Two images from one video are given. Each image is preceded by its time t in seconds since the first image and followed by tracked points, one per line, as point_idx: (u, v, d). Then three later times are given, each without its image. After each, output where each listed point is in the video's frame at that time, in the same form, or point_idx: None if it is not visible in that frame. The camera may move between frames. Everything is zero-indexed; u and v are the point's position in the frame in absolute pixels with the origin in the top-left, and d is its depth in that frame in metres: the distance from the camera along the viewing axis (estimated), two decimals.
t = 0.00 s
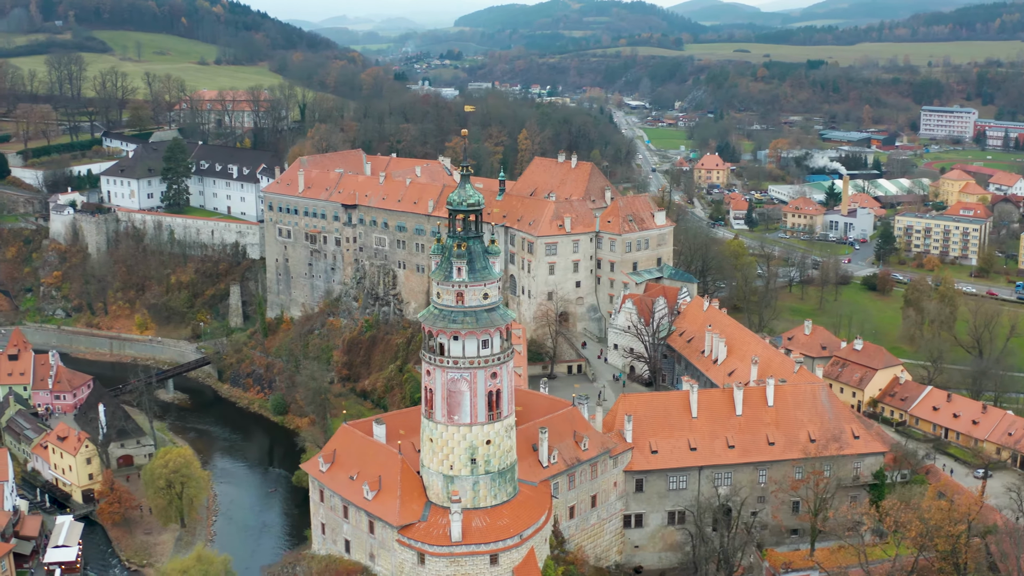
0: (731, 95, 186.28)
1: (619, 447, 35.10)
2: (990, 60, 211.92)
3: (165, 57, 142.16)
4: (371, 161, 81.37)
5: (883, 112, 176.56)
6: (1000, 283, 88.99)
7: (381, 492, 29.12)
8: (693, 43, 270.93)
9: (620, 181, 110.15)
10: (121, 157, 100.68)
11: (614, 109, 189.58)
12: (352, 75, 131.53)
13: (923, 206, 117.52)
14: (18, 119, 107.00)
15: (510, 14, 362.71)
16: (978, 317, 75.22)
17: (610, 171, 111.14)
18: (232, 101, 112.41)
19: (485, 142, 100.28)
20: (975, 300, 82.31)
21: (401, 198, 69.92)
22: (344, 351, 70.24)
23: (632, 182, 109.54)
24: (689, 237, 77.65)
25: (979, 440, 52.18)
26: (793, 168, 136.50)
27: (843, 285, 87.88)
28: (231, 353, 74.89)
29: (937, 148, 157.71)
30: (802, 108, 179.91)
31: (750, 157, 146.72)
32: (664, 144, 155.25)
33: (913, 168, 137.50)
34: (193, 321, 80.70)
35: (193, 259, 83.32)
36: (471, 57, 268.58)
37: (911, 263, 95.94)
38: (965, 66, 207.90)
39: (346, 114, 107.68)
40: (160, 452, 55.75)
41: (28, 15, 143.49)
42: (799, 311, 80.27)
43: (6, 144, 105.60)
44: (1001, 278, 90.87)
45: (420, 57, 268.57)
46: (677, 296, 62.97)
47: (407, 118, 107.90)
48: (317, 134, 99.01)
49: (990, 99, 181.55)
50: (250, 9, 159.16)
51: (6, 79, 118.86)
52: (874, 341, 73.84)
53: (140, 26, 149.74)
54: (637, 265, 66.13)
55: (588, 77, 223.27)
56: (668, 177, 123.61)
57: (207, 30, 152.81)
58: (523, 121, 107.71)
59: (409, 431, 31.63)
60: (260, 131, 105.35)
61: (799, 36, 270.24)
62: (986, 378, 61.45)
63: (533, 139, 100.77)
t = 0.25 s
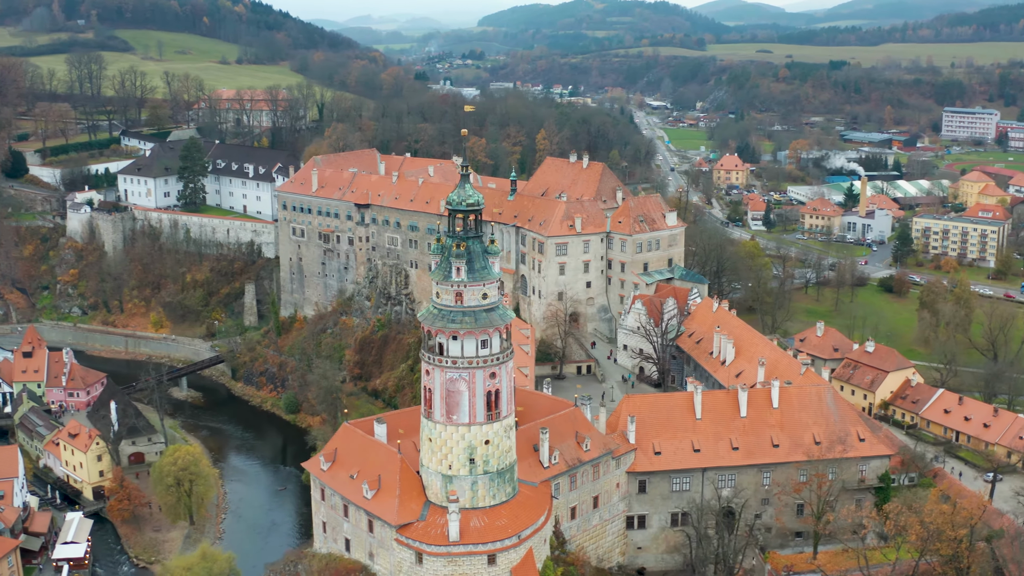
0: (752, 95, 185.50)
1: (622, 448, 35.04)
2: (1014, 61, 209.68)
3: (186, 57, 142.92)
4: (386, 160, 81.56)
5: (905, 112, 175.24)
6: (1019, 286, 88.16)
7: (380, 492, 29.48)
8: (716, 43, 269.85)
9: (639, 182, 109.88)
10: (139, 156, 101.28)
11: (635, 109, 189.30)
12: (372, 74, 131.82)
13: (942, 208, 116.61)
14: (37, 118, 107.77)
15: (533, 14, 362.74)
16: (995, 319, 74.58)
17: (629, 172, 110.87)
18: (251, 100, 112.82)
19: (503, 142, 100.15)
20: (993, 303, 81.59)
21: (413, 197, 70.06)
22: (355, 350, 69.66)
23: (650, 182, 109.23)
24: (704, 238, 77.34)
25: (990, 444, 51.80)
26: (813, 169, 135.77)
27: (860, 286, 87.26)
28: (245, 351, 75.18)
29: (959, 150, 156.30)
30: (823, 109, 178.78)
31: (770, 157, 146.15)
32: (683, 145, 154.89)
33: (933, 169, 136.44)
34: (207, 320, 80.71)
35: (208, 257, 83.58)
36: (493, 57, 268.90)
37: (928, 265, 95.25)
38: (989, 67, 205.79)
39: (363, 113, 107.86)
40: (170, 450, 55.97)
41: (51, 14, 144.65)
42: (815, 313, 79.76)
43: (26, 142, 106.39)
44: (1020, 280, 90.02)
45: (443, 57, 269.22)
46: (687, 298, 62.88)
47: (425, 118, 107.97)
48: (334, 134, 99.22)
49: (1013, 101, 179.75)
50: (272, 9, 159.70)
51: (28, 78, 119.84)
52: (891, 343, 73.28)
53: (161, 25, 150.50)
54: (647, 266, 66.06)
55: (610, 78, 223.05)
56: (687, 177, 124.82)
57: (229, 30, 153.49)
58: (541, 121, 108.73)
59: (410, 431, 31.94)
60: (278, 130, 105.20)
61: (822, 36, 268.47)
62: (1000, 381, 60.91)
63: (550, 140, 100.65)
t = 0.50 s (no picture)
0: (771, 96, 184.63)
1: (625, 448, 35.02)
2: None
3: (206, 56, 143.59)
4: (399, 160, 81.71)
5: (925, 113, 173.78)
6: None
7: (379, 491, 29.71)
8: (737, 43, 268.68)
9: (655, 183, 109.69)
10: (155, 154, 101.82)
11: (654, 109, 188.99)
12: (390, 74, 132.00)
13: (959, 209, 115.77)
14: (54, 117, 108.44)
15: (555, 14, 362.65)
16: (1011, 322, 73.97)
17: (646, 173, 110.52)
18: (268, 100, 113.18)
19: (519, 142, 100.13)
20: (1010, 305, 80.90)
21: (424, 197, 70.19)
22: (367, 349, 69.55)
23: (667, 183, 109.03)
24: (717, 239, 76.97)
25: (1000, 447, 51.44)
26: (831, 170, 135.09)
27: (875, 288, 86.71)
28: (258, 350, 75.32)
29: (979, 151, 154.95)
30: (843, 109, 177.60)
31: (788, 158, 145.58)
32: (702, 145, 154.55)
33: (951, 170, 135.41)
34: (221, 319, 80.85)
35: (222, 256, 83.86)
36: (514, 57, 269.06)
37: (945, 267, 94.57)
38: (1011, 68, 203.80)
39: (379, 113, 108.03)
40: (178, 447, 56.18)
41: (71, 13, 145.69)
42: (829, 314, 79.31)
43: (43, 141, 107.08)
44: None
45: (464, 57, 269.66)
46: (696, 299, 62.71)
47: (442, 118, 108.05)
48: (349, 133, 99.38)
49: None
50: (292, 9, 160.13)
51: (47, 78, 120.73)
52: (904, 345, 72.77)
53: (181, 25, 151.21)
54: (657, 267, 65.94)
55: (630, 78, 222.81)
56: (705, 177, 125.75)
57: (248, 29, 154.06)
58: (558, 122, 108.99)
59: (410, 429, 32.13)
60: (294, 129, 105.08)
61: (844, 36, 266.72)
62: (1013, 384, 60.42)
63: (566, 140, 100.50)
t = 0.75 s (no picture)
0: (792, 96, 183.53)
1: (628, 449, 34.99)
2: None
3: (227, 55, 144.28)
4: (413, 159, 81.85)
5: (947, 114, 171.94)
6: None
7: (379, 490, 30.02)
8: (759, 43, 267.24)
9: (673, 184, 109.32)
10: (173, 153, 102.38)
11: (675, 109, 188.47)
12: (410, 74, 132.13)
13: (978, 211, 114.80)
14: (73, 115, 109.16)
15: (578, 14, 362.41)
16: None
17: (664, 173, 110.06)
18: (287, 99, 113.53)
19: (536, 143, 99.80)
20: None
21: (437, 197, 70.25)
22: (379, 348, 69.15)
23: (685, 184, 108.89)
24: (731, 239, 76.52)
25: (1012, 450, 51.10)
26: (851, 171, 134.28)
27: (891, 290, 86.06)
28: (272, 349, 75.37)
29: (1001, 152, 153.35)
30: (865, 111, 176.22)
31: (808, 159, 144.89)
32: (721, 146, 154.12)
33: (972, 172, 134.21)
34: (236, 317, 81.28)
35: (238, 255, 84.44)
36: (536, 57, 269.09)
37: (963, 268, 93.81)
38: None
39: (397, 112, 108.18)
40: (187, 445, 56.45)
41: (93, 13, 146.77)
42: (844, 316, 78.80)
43: (62, 140, 107.78)
44: None
45: (487, 57, 269.97)
46: (707, 299, 62.52)
47: (460, 118, 108.08)
48: (366, 133, 99.53)
49: None
50: (313, 8, 160.57)
51: (68, 77, 121.63)
52: (919, 349, 72.15)
53: (203, 24, 151.95)
54: (668, 268, 65.76)
55: (652, 78, 222.46)
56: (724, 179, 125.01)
57: (270, 28, 154.67)
58: (577, 122, 108.58)
59: (410, 429, 32.48)
60: (312, 129, 104.95)
61: (867, 36, 264.61)
62: None
63: (583, 140, 100.30)
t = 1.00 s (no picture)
0: (812, 98, 182.30)
1: (631, 451, 34.97)
2: None
3: (246, 55, 145.01)
4: (425, 159, 82.09)
5: (967, 115, 169.92)
6: None
7: (378, 489, 30.27)
8: (780, 44, 265.83)
9: (690, 184, 108.94)
10: (189, 152, 102.80)
11: (694, 110, 188.06)
12: (428, 74, 132.25)
13: (995, 212, 113.85)
14: (90, 115, 110.57)
15: (599, 14, 362.38)
16: None
17: (681, 174, 108.64)
18: (303, 99, 113.79)
19: (551, 144, 99.48)
20: None
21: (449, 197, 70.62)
22: (389, 347, 68.71)
23: (703, 184, 108.11)
24: (745, 240, 75.99)
25: (1021, 454, 50.80)
26: (869, 172, 133.51)
27: (906, 291, 85.51)
28: (284, 348, 75.21)
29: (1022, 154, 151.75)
30: (885, 112, 174.82)
31: (826, 160, 144.25)
32: (740, 146, 153.81)
33: (991, 173, 133.02)
34: (249, 316, 81.10)
35: (252, 254, 84.71)
36: (556, 57, 269.61)
37: (980, 270, 93.09)
38: None
39: (413, 113, 108.29)
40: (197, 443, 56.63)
41: (114, 12, 147.78)
42: (858, 317, 78.27)
43: (78, 139, 108.37)
44: None
45: (507, 57, 270.46)
46: (716, 300, 62.33)
47: (476, 118, 108.13)
48: (381, 132, 99.61)
49: None
50: (333, 8, 160.98)
51: (86, 76, 122.43)
52: (932, 352, 71.56)
53: (223, 23, 152.66)
54: (678, 269, 65.60)
55: (672, 78, 222.17)
56: (740, 179, 125.10)
57: (290, 28, 155.23)
58: (594, 122, 108.72)
59: (410, 429, 32.91)
60: (328, 128, 104.97)
61: (889, 37, 262.58)
62: None
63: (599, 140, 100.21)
